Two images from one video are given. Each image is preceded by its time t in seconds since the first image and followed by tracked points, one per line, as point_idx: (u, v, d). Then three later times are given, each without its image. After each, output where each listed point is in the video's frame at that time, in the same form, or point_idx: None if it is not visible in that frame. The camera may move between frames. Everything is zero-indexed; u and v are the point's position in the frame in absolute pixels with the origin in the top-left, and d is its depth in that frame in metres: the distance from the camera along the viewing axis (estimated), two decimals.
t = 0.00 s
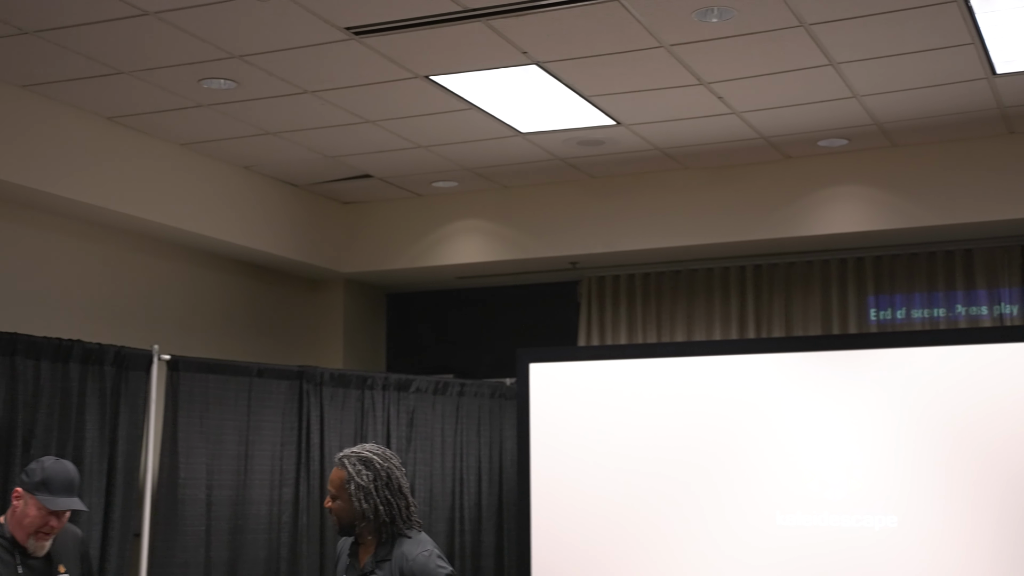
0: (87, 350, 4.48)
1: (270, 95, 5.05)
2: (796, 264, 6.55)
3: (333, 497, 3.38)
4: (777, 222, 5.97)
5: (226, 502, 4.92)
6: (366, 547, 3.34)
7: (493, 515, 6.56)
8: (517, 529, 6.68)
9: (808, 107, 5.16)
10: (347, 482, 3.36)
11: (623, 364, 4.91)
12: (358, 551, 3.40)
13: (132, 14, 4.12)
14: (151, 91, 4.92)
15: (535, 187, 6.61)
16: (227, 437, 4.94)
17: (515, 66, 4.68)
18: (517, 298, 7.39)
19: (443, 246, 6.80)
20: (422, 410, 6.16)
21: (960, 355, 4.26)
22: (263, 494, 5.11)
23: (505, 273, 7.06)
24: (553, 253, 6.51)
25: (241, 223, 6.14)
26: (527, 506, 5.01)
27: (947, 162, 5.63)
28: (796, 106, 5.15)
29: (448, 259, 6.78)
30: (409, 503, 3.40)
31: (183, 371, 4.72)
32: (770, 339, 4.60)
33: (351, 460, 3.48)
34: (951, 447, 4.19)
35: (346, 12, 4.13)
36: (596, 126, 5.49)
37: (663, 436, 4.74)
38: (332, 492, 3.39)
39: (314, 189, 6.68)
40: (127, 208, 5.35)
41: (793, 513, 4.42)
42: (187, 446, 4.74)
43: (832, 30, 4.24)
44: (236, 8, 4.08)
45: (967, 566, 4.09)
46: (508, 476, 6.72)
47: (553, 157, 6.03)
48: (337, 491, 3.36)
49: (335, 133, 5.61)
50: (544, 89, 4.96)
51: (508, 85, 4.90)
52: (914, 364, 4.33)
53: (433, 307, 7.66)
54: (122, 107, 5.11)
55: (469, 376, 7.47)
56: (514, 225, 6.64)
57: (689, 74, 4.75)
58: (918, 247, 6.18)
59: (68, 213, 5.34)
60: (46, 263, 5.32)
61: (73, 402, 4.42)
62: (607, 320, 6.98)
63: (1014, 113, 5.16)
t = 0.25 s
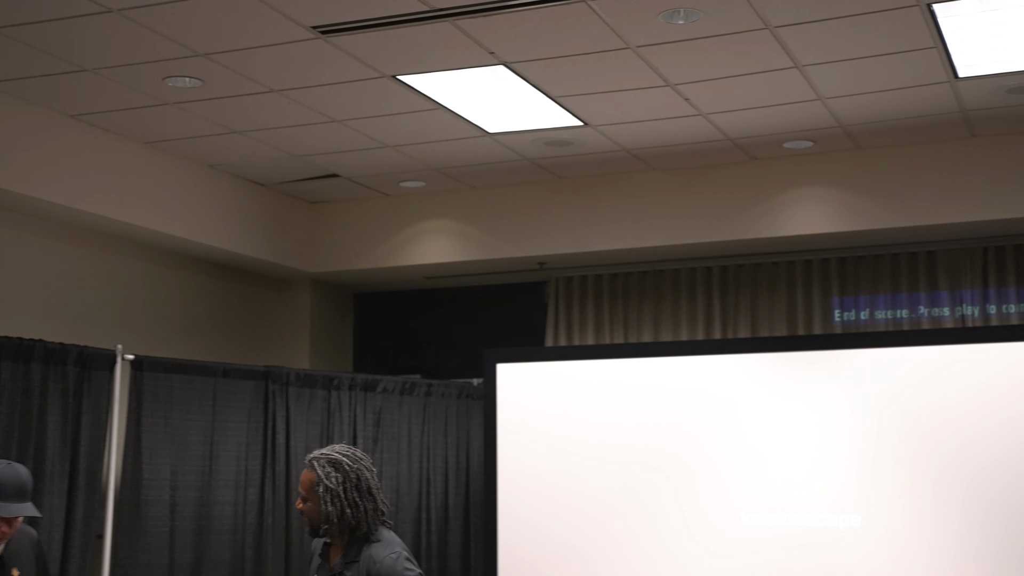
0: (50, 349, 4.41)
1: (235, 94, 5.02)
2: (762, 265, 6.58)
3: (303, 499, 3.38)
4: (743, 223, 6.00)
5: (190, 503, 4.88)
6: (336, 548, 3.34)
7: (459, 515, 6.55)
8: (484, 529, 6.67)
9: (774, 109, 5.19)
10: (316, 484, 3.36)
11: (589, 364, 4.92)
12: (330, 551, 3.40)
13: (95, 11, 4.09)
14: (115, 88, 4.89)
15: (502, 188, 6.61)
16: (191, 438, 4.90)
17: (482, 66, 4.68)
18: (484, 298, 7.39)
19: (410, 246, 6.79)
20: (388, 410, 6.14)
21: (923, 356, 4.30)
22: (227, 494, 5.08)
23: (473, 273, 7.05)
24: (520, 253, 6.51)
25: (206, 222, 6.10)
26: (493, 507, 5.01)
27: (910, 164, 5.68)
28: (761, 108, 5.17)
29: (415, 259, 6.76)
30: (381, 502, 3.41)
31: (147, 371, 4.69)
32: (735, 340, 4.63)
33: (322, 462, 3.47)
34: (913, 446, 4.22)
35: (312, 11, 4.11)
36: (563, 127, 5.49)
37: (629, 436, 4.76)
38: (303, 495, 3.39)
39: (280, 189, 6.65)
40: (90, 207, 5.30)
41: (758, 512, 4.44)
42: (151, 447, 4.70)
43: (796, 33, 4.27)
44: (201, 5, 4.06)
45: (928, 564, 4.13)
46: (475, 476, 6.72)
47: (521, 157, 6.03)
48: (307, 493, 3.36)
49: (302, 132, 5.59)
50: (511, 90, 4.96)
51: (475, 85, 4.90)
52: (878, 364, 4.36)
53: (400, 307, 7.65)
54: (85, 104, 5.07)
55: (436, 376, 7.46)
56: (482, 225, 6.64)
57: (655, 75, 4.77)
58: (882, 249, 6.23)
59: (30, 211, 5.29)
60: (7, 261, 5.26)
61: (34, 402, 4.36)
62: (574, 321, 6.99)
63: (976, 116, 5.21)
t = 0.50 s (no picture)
0: (12, 347, 4.32)
1: (202, 91, 4.99)
2: (728, 266, 6.62)
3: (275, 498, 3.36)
4: (710, 224, 6.03)
5: (154, 503, 4.85)
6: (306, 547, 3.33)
7: (426, 515, 6.54)
8: (451, 530, 6.67)
9: (740, 111, 5.21)
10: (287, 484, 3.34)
11: (556, 364, 4.92)
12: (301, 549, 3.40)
13: (59, 7, 4.05)
14: (79, 85, 4.84)
15: (471, 187, 6.61)
16: (156, 437, 4.87)
17: (450, 66, 4.67)
18: (452, 298, 7.38)
19: (378, 245, 6.77)
20: (355, 410, 6.12)
21: (887, 355, 4.34)
22: (192, 494, 5.05)
23: (441, 272, 7.05)
24: (489, 253, 6.51)
25: (172, 221, 6.06)
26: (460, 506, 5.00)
27: (875, 166, 5.72)
28: (728, 109, 5.19)
29: (382, 259, 6.75)
30: (351, 501, 3.41)
31: (111, 369, 4.65)
32: (701, 340, 4.65)
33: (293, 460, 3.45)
34: (877, 446, 4.26)
35: (279, 8, 4.09)
36: (531, 127, 5.50)
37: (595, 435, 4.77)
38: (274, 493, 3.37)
39: (247, 187, 6.62)
40: (54, 204, 5.25)
41: (723, 512, 4.46)
42: (115, 446, 4.66)
43: (763, 35, 4.29)
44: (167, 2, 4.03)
45: (892, 561, 4.16)
46: (442, 476, 6.71)
47: (489, 157, 6.03)
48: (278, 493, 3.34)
49: (269, 131, 5.56)
50: (479, 89, 4.96)
51: (442, 84, 4.89)
52: (842, 364, 4.39)
53: (368, 306, 7.63)
54: (49, 101, 5.02)
55: (404, 376, 7.44)
56: (450, 225, 6.63)
57: (623, 76, 4.78)
58: (848, 251, 6.28)
59: None
60: None
61: None
62: (542, 321, 7.00)
63: (939, 119, 5.26)
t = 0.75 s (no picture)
0: None
1: (167, 89, 4.95)
2: (696, 267, 6.64)
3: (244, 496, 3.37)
4: (677, 225, 6.05)
5: (118, 504, 4.80)
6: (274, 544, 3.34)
7: (393, 515, 6.53)
8: (418, 530, 6.66)
9: (707, 113, 5.24)
10: (257, 482, 3.35)
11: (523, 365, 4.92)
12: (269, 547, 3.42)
13: (22, 3, 4.01)
14: (43, 82, 4.80)
15: (439, 187, 6.60)
16: (120, 437, 4.82)
17: (418, 65, 4.66)
18: (420, 298, 7.37)
19: (346, 245, 6.75)
20: (322, 409, 6.09)
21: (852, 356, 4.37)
22: (157, 495, 5.01)
23: (409, 272, 7.03)
24: (457, 253, 6.50)
25: (138, 219, 6.02)
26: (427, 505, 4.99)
27: (841, 168, 5.76)
28: (696, 111, 5.22)
29: (350, 259, 6.73)
30: (321, 500, 3.42)
31: (74, 369, 4.61)
32: (668, 341, 4.66)
33: (262, 458, 3.45)
34: (844, 446, 4.29)
35: (246, 6, 4.07)
36: (499, 127, 5.50)
37: (563, 435, 4.77)
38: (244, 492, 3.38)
39: (214, 186, 6.58)
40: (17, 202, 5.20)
41: (689, 512, 4.48)
42: (77, 446, 4.61)
43: (729, 37, 4.31)
44: None
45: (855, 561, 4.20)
46: (410, 476, 6.70)
47: (458, 157, 6.03)
48: (247, 491, 3.36)
49: (236, 129, 5.53)
50: (446, 89, 4.96)
51: (410, 84, 4.88)
52: (809, 365, 4.42)
53: (335, 306, 7.60)
54: (12, 98, 4.97)
55: (371, 376, 7.42)
56: (418, 225, 6.62)
57: (590, 76, 4.79)
58: (813, 252, 6.32)
59: None
60: None
61: None
62: (510, 321, 7.00)
63: (904, 122, 5.30)
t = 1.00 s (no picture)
0: None
1: (133, 86, 4.92)
2: (665, 266, 6.66)
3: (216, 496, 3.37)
4: (646, 225, 6.07)
5: (83, 503, 4.75)
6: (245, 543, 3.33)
7: (361, 514, 6.51)
8: (386, 529, 6.64)
9: (676, 113, 5.25)
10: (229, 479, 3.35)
11: (493, 365, 4.92)
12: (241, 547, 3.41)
13: None
14: (7, 78, 4.75)
15: (409, 186, 6.59)
16: (86, 437, 4.75)
17: (387, 63, 4.65)
18: (389, 297, 7.35)
19: (315, 243, 6.72)
20: (290, 408, 6.06)
21: (818, 356, 4.40)
22: (123, 494, 4.96)
23: (379, 271, 7.02)
24: (426, 252, 6.49)
25: (104, 217, 5.97)
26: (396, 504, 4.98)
27: (809, 169, 5.79)
28: (664, 111, 5.23)
29: (319, 257, 6.70)
30: (293, 498, 3.42)
31: (40, 367, 4.53)
32: (637, 340, 4.68)
33: (234, 456, 3.45)
34: (812, 445, 4.32)
35: (213, 3, 4.04)
36: (469, 126, 5.49)
37: (531, 434, 4.77)
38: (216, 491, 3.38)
39: (182, 183, 6.54)
40: None
41: (657, 511, 4.49)
42: (42, 446, 4.54)
43: (698, 37, 4.32)
44: None
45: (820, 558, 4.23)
46: (378, 475, 6.68)
47: (427, 156, 6.02)
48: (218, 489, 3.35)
49: (204, 127, 5.50)
50: (415, 87, 4.95)
51: (379, 82, 4.87)
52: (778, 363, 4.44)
53: (304, 305, 7.57)
54: None
55: (340, 375, 7.40)
56: (387, 224, 6.60)
57: (560, 76, 4.79)
58: (781, 252, 6.35)
59: None
60: None
61: None
62: (480, 320, 6.99)
63: (871, 123, 5.34)
